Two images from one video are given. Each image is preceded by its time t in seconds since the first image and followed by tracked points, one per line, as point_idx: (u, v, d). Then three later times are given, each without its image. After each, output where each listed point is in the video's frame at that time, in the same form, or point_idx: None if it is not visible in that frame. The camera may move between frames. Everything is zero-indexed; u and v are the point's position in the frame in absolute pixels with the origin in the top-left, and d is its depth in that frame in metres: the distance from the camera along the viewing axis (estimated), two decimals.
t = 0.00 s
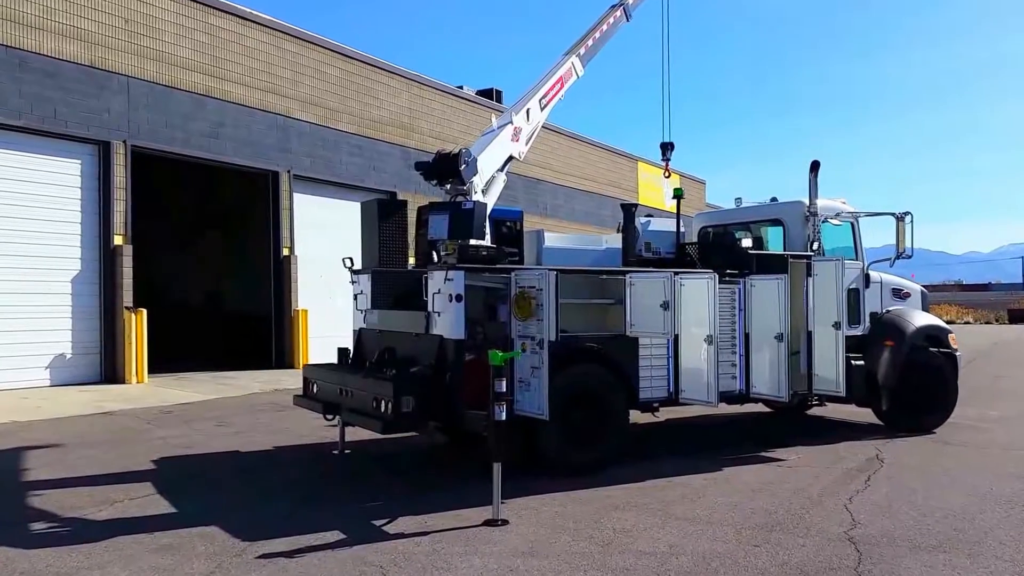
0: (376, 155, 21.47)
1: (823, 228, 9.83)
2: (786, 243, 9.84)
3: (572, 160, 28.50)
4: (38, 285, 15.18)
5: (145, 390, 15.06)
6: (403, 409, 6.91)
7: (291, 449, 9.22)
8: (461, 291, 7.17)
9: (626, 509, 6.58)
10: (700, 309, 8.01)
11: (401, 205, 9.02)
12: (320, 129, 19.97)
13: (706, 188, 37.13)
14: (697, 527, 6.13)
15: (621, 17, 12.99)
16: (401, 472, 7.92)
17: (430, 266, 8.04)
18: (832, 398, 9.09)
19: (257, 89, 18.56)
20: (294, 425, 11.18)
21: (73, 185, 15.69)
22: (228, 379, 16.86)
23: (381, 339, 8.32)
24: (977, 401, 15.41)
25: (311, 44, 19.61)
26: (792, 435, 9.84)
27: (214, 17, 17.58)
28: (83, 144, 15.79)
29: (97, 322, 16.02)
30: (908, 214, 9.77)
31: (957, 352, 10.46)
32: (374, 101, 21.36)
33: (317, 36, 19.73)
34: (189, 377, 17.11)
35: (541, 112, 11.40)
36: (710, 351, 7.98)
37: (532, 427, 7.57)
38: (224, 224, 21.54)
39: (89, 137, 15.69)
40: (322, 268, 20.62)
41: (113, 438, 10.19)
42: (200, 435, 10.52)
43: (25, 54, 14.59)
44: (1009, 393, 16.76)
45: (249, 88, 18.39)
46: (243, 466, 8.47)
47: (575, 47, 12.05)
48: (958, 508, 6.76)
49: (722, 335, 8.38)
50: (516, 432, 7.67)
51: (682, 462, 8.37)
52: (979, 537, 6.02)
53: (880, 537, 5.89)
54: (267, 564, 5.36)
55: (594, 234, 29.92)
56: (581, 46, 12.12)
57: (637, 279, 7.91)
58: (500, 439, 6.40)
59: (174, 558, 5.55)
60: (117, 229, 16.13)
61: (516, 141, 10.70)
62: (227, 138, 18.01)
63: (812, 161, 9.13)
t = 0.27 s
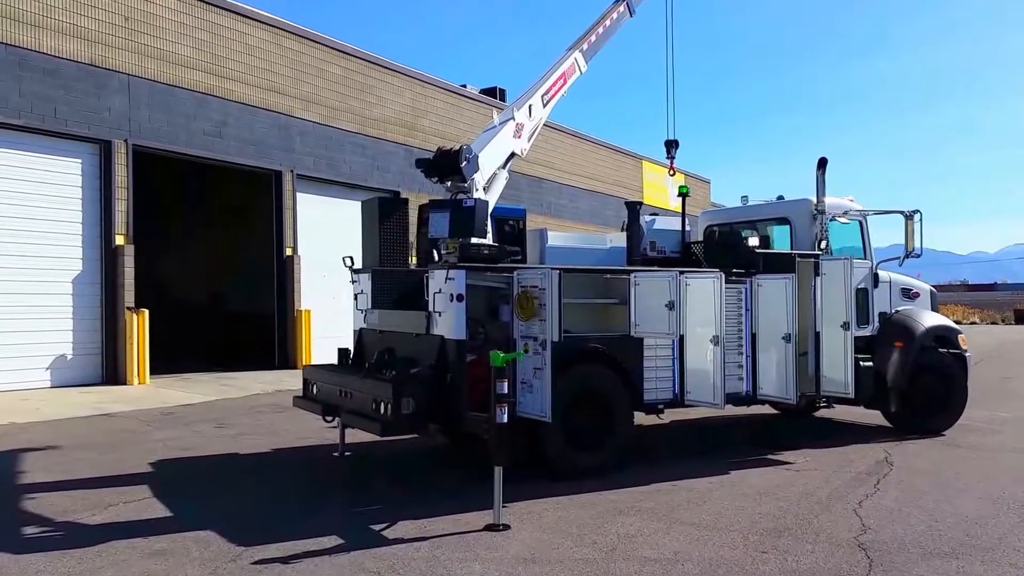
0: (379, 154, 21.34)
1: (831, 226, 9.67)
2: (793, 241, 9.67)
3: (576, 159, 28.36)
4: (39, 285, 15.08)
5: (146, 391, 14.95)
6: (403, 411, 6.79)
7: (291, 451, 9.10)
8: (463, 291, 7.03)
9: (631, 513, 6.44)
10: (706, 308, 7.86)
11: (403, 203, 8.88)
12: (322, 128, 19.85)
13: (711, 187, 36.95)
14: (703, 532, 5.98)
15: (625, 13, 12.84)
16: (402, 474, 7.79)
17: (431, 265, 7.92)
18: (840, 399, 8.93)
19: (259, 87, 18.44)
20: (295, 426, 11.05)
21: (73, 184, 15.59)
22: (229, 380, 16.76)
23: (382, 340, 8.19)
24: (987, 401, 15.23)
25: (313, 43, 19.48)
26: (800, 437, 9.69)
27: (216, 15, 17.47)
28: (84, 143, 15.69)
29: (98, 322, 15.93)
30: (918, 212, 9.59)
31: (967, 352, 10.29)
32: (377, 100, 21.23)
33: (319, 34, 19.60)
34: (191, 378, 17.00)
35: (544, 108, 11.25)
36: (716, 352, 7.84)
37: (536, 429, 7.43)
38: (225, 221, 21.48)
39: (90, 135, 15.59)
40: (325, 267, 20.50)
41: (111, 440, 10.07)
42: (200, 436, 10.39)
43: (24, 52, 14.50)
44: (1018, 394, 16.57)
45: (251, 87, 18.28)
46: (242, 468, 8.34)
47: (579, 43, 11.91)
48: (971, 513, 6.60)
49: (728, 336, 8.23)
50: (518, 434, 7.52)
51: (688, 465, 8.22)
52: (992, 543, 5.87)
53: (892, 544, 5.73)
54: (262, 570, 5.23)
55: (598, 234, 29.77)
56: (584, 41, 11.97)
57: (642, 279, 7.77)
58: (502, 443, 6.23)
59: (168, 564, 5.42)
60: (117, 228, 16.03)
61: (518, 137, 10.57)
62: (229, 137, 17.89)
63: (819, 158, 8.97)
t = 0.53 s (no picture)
0: (382, 154, 21.22)
1: (838, 224, 9.52)
2: (800, 239, 9.52)
3: (580, 159, 28.21)
4: (39, 285, 15.00)
5: (147, 391, 14.86)
6: (402, 413, 6.67)
7: (290, 453, 8.97)
8: (463, 290, 6.90)
9: (635, 519, 6.30)
10: (711, 309, 7.73)
11: (404, 201, 8.76)
12: (325, 127, 19.73)
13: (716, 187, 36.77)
14: (709, 538, 5.84)
15: (628, 8, 12.70)
16: (402, 478, 7.66)
17: (432, 264, 7.78)
18: (849, 401, 8.76)
19: (261, 86, 18.34)
20: (295, 427, 10.93)
21: (74, 183, 15.50)
22: (231, 381, 16.66)
23: (382, 340, 8.06)
24: (996, 403, 15.04)
25: (315, 41, 19.37)
26: (807, 440, 9.54)
27: (217, 13, 17.37)
28: (84, 142, 15.61)
29: (99, 323, 15.83)
30: (926, 210, 9.44)
31: (977, 353, 10.11)
32: (380, 99, 21.11)
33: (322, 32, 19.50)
34: (193, 379, 16.91)
35: (546, 104, 11.13)
36: (722, 353, 7.75)
37: (538, 432, 7.29)
38: (226, 222, 21.39)
39: (90, 134, 15.49)
40: (328, 267, 20.39)
41: (110, 442, 9.96)
42: (199, 438, 10.27)
43: (24, 50, 14.42)
44: None
45: (253, 86, 18.18)
46: (240, 471, 8.23)
47: (582, 38, 11.78)
48: (983, 518, 6.44)
49: (734, 336, 8.08)
50: (520, 437, 7.40)
51: (694, 468, 8.07)
52: (1006, 549, 5.72)
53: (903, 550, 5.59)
54: None
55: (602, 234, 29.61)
56: (588, 37, 11.84)
57: (646, 278, 7.64)
58: (503, 445, 6.09)
59: (160, 570, 5.30)
60: (118, 227, 15.94)
61: (520, 134, 10.46)
62: (231, 136, 17.78)
63: (826, 155, 8.82)
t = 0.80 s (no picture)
0: (384, 153, 21.09)
1: (846, 223, 9.35)
2: (807, 239, 9.37)
3: (584, 158, 28.06)
4: (39, 284, 14.91)
5: (147, 392, 14.74)
6: (401, 415, 6.53)
7: (290, 455, 8.85)
8: (464, 290, 6.78)
9: (639, 523, 6.16)
10: (717, 309, 7.57)
11: (404, 199, 8.63)
12: (327, 125, 19.61)
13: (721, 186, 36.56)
14: (715, 544, 5.69)
15: (632, 5, 12.56)
16: (401, 480, 7.53)
17: (432, 263, 7.65)
18: (857, 403, 8.61)
19: (262, 84, 18.22)
20: (296, 429, 10.80)
21: (73, 182, 15.41)
22: (232, 381, 16.55)
23: (382, 340, 7.93)
24: (1006, 405, 14.84)
25: (317, 39, 19.25)
26: (814, 443, 9.38)
27: (218, 11, 17.26)
28: (84, 141, 15.51)
29: (99, 322, 15.74)
30: (935, 208, 9.28)
31: (986, 354, 9.95)
32: (382, 98, 20.98)
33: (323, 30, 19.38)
34: (194, 379, 16.80)
35: (549, 101, 11.00)
36: (727, 354, 7.62)
37: (541, 434, 7.16)
38: (226, 223, 21.33)
39: (89, 133, 15.39)
40: (330, 267, 20.26)
41: (108, 444, 9.85)
42: (198, 440, 10.15)
43: (23, 48, 14.32)
44: None
45: (255, 84, 18.07)
46: (238, 474, 8.11)
47: (585, 34, 11.64)
48: (997, 524, 6.28)
49: (741, 337, 7.94)
50: (522, 439, 7.26)
51: (699, 471, 7.93)
52: (1020, 557, 5.56)
53: (914, 558, 5.43)
54: None
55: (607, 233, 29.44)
56: (591, 33, 11.70)
57: (650, 278, 7.50)
58: (505, 449, 5.96)
59: None
60: (118, 227, 15.83)
61: (522, 131, 10.33)
62: (232, 135, 17.67)
63: (834, 153, 8.66)
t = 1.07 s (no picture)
0: (386, 152, 20.96)
1: (853, 222, 9.19)
2: (813, 239, 9.21)
3: (587, 158, 27.90)
4: (38, 284, 14.82)
5: (146, 392, 14.63)
6: (400, 417, 6.39)
7: (287, 457, 8.72)
8: (463, 290, 6.64)
9: (643, 529, 6.01)
10: (722, 310, 7.42)
11: (403, 198, 8.49)
12: (328, 124, 19.48)
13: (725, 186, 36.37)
14: (720, 550, 5.55)
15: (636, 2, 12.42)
16: (400, 483, 7.40)
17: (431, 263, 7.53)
18: (864, 405, 8.45)
19: (263, 82, 18.10)
20: (294, 430, 10.67)
21: (72, 180, 15.30)
22: (232, 381, 16.43)
23: (380, 341, 7.80)
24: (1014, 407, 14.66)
25: (318, 37, 19.13)
26: (821, 445, 9.23)
27: (218, 9, 17.15)
28: (83, 139, 15.41)
29: (98, 322, 15.63)
30: (945, 208, 9.12)
31: (994, 356, 9.78)
32: (384, 96, 20.85)
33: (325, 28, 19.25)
34: (194, 379, 16.69)
35: (551, 99, 10.87)
36: (733, 355, 7.40)
37: (542, 437, 7.01)
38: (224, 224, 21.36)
39: (88, 131, 15.29)
40: (331, 266, 20.13)
41: (104, 445, 9.73)
42: (195, 441, 10.03)
43: (21, 45, 14.22)
44: None
45: (255, 82, 17.95)
46: (234, 476, 7.99)
47: (588, 32, 11.51)
48: (1010, 530, 6.12)
49: (746, 338, 7.79)
50: (523, 442, 7.11)
51: (703, 475, 7.78)
52: None
53: (926, 566, 5.28)
54: None
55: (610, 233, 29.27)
56: (594, 30, 11.57)
57: (654, 278, 7.34)
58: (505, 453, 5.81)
59: None
60: (118, 226, 15.73)
61: (524, 129, 10.21)
62: (232, 133, 17.55)
63: (842, 151, 8.50)
